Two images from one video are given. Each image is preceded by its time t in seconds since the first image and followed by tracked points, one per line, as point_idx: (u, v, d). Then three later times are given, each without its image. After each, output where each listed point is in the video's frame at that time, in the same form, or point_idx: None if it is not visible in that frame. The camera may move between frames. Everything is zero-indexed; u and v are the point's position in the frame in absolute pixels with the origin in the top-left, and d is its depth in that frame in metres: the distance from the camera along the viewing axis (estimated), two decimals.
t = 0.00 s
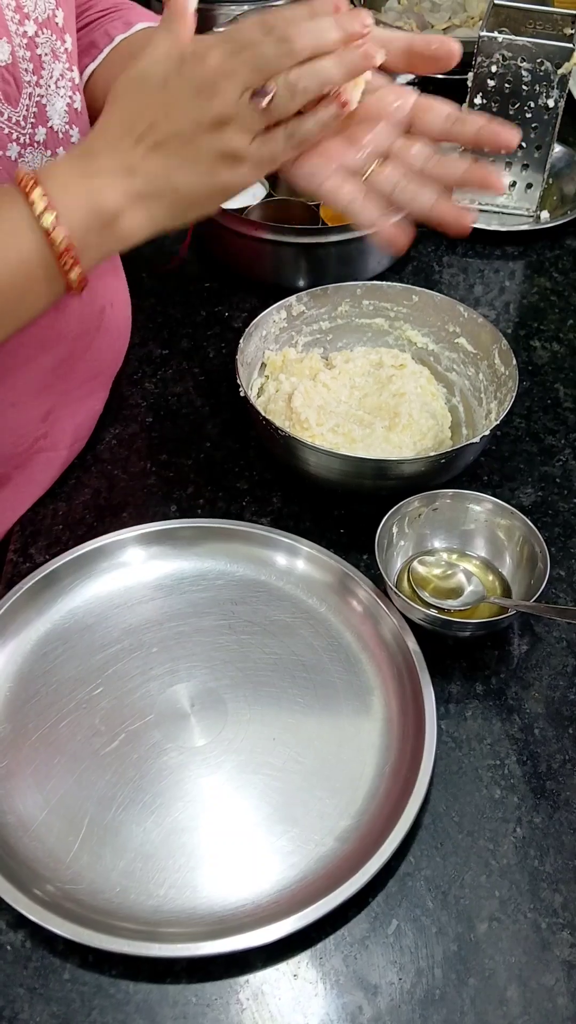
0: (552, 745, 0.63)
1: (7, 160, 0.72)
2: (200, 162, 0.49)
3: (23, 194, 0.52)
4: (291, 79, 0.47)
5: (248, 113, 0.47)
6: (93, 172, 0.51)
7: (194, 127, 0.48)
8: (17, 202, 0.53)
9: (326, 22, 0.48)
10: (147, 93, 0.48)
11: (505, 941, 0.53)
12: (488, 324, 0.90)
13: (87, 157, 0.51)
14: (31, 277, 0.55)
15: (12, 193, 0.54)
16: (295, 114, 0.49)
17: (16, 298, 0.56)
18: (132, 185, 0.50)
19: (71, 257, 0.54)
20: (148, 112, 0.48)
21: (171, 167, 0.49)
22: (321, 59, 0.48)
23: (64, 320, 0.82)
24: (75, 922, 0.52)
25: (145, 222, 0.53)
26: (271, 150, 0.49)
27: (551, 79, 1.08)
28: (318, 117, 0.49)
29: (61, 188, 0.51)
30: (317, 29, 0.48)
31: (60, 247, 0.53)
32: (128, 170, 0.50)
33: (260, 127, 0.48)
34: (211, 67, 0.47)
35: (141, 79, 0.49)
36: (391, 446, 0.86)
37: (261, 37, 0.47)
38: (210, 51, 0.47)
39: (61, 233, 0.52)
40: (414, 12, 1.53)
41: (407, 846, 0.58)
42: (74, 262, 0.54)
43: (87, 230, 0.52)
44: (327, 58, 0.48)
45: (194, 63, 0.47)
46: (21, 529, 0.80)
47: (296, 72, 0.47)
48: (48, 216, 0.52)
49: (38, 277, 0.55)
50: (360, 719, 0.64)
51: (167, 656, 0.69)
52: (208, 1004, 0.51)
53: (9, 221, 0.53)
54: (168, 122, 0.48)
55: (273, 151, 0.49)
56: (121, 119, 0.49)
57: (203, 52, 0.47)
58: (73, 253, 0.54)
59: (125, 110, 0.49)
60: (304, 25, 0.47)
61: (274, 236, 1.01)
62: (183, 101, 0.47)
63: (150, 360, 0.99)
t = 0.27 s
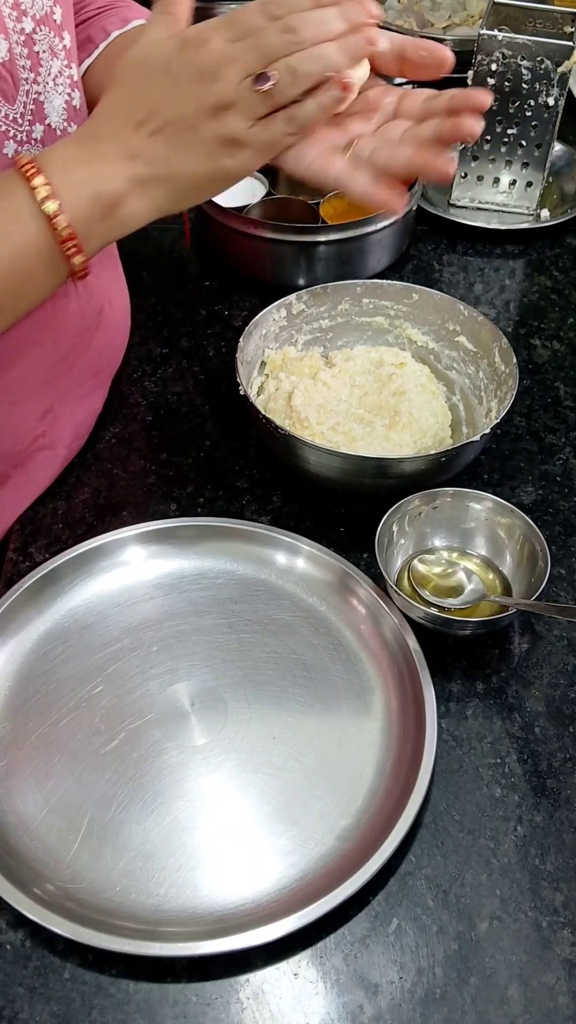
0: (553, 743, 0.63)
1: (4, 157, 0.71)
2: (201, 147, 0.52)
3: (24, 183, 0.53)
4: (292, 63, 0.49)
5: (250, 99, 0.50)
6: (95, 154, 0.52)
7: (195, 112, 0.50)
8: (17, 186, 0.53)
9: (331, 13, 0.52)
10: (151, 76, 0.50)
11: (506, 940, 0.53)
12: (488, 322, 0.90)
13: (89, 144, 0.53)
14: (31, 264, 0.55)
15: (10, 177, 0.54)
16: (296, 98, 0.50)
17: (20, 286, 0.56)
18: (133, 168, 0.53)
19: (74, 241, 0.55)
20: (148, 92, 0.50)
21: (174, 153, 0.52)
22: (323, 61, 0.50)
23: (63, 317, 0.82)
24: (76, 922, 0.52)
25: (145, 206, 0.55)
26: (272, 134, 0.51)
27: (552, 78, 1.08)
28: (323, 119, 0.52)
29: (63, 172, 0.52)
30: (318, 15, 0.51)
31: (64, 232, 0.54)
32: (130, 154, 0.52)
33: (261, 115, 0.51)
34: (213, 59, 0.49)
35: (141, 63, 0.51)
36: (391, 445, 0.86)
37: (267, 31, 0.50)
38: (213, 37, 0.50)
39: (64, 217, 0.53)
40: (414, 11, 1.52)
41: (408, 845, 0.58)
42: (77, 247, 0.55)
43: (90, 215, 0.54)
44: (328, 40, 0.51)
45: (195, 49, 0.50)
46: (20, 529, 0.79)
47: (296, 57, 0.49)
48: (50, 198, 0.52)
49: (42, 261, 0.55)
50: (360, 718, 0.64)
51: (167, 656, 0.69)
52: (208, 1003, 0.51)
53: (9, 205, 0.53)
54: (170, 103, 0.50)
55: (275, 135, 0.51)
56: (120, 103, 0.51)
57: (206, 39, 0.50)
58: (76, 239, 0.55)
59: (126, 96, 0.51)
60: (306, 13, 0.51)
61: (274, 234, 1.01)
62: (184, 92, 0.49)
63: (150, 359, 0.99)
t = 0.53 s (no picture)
0: (554, 743, 0.63)
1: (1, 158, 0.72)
2: (212, 144, 0.49)
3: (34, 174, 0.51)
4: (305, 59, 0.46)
5: (260, 94, 0.47)
6: (104, 150, 0.50)
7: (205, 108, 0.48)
8: (23, 183, 0.51)
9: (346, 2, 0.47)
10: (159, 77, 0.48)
11: (507, 940, 0.53)
12: (488, 322, 0.90)
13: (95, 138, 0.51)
14: (41, 256, 0.53)
15: (19, 171, 0.52)
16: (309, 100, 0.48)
17: (26, 283, 0.54)
18: (141, 163, 0.50)
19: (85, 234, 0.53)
20: (156, 94, 0.48)
21: (184, 154, 0.50)
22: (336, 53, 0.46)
23: (60, 316, 0.82)
24: (76, 922, 0.51)
25: (153, 203, 0.53)
26: (283, 128, 0.49)
27: (551, 78, 1.08)
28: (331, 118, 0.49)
29: (72, 164, 0.50)
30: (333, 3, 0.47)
31: (73, 225, 0.52)
32: (137, 149, 0.50)
33: (272, 110, 0.48)
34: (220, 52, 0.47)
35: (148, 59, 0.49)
36: (391, 444, 0.86)
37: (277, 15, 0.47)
38: (222, 30, 0.47)
39: (74, 210, 0.51)
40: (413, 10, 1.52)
41: (409, 846, 0.58)
42: (87, 239, 0.53)
43: (98, 212, 0.52)
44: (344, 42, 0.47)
45: (203, 44, 0.47)
46: (20, 528, 0.79)
47: (312, 47, 0.46)
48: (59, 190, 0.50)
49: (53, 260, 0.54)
50: (361, 718, 0.64)
51: (168, 656, 0.68)
52: (209, 1003, 0.51)
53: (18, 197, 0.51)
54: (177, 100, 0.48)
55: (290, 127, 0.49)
56: (130, 98, 0.49)
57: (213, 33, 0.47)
58: (86, 231, 0.52)
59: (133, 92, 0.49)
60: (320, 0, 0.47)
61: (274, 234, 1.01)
62: (196, 85, 0.47)
63: (150, 359, 0.99)
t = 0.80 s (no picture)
0: (554, 744, 0.63)
1: None
2: (218, 147, 0.50)
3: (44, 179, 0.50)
4: (318, 64, 0.49)
5: (272, 96, 0.49)
6: (113, 156, 0.50)
7: (217, 108, 0.48)
8: (35, 186, 0.50)
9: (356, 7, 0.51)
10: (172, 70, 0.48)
11: (507, 940, 0.53)
12: (488, 323, 0.90)
13: (104, 145, 0.50)
14: (46, 262, 0.52)
15: (27, 177, 0.51)
16: (317, 97, 0.51)
17: (30, 290, 0.53)
18: (152, 168, 0.50)
19: (92, 239, 0.52)
20: (169, 100, 0.48)
21: (194, 155, 0.50)
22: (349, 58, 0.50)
23: (58, 316, 0.82)
24: (77, 922, 0.52)
25: (164, 207, 0.53)
26: (295, 129, 0.51)
27: (551, 80, 1.08)
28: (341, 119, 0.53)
29: (83, 169, 0.50)
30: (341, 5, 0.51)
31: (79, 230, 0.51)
32: (149, 153, 0.50)
33: (285, 111, 0.50)
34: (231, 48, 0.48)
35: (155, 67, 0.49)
36: (391, 445, 0.86)
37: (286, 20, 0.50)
38: (233, 33, 0.49)
39: (82, 215, 0.50)
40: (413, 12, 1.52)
41: (409, 847, 0.58)
42: (94, 244, 0.52)
43: (106, 215, 0.51)
44: (356, 43, 0.50)
45: (218, 51, 0.48)
46: (21, 529, 0.79)
47: (319, 56, 0.50)
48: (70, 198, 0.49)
49: (56, 262, 0.52)
50: (361, 719, 0.64)
51: (168, 657, 0.69)
52: (209, 1003, 0.51)
53: (27, 202, 0.50)
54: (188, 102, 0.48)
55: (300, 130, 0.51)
56: (140, 103, 0.49)
57: (224, 33, 0.48)
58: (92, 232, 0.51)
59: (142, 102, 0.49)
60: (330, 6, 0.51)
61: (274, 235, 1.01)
62: (211, 85, 0.48)
63: (150, 361, 0.99)
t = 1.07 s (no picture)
0: (554, 744, 0.63)
1: None
2: (214, 163, 0.49)
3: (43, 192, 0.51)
4: (315, 77, 0.48)
5: (275, 113, 0.48)
6: (113, 170, 0.50)
7: (211, 130, 0.48)
8: (36, 199, 0.51)
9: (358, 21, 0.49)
10: (170, 87, 0.48)
11: (507, 941, 0.53)
12: (488, 323, 0.90)
13: (106, 157, 0.51)
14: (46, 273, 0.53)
15: (29, 189, 0.52)
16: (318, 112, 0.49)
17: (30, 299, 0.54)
18: (149, 182, 0.50)
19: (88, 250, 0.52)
20: (165, 111, 0.48)
21: (191, 167, 0.49)
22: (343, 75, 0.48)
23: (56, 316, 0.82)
24: (77, 923, 0.52)
25: (162, 221, 0.53)
26: (294, 144, 0.50)
27: (551, 80, 1.08)
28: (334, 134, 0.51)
29: (80, 185, 0.50)
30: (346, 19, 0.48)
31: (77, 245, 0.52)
32: (146, 168, 0.50)
33: (284, 125, 0.49)
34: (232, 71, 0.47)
35: (162, 79, 0.48)
36: (391, 445, 0.86)
37: (288, 36, 0.47)
38: (232, 50, 0.47)
39: (77, 226, 0.51)
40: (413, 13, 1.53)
41: (409, 848, 0.58)
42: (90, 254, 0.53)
43: (104, 227, 0.51)
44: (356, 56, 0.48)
45: (211, 72, 0.47)
46: (21, 530, 0.80)
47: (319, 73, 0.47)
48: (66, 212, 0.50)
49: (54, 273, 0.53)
50: (361, 720, 0.64)
51: (169, 658, 0.69)
52: (210, 1004, 0.51)
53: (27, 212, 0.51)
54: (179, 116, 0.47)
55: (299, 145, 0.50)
56: (139, 115, 0.49)
57: (225, 51, 0.47)
58: (89, 247, 0.52)
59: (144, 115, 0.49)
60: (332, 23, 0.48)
61: (274, 235, 1.01)
62: (206, 103, 0.47)
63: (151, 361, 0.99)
